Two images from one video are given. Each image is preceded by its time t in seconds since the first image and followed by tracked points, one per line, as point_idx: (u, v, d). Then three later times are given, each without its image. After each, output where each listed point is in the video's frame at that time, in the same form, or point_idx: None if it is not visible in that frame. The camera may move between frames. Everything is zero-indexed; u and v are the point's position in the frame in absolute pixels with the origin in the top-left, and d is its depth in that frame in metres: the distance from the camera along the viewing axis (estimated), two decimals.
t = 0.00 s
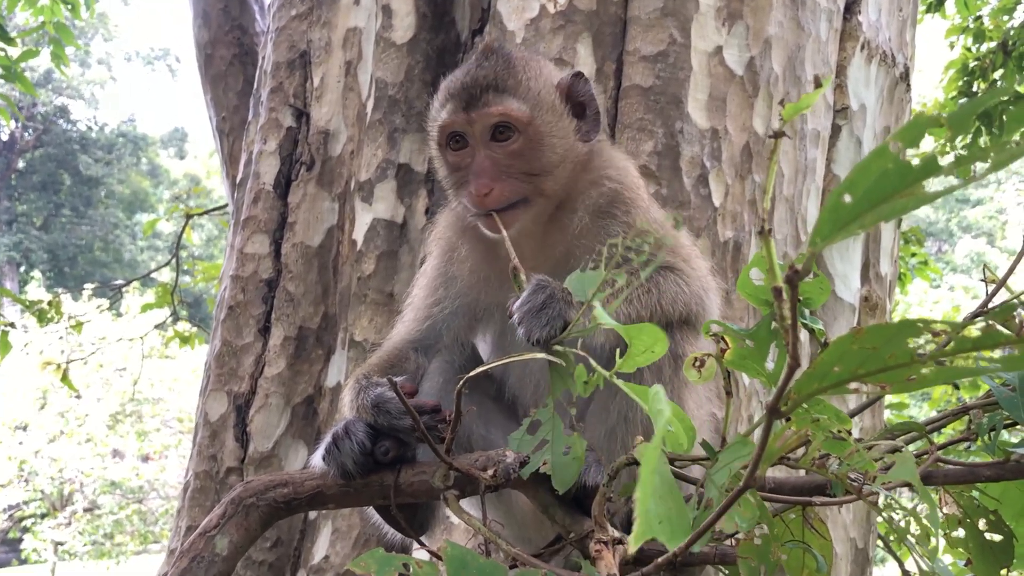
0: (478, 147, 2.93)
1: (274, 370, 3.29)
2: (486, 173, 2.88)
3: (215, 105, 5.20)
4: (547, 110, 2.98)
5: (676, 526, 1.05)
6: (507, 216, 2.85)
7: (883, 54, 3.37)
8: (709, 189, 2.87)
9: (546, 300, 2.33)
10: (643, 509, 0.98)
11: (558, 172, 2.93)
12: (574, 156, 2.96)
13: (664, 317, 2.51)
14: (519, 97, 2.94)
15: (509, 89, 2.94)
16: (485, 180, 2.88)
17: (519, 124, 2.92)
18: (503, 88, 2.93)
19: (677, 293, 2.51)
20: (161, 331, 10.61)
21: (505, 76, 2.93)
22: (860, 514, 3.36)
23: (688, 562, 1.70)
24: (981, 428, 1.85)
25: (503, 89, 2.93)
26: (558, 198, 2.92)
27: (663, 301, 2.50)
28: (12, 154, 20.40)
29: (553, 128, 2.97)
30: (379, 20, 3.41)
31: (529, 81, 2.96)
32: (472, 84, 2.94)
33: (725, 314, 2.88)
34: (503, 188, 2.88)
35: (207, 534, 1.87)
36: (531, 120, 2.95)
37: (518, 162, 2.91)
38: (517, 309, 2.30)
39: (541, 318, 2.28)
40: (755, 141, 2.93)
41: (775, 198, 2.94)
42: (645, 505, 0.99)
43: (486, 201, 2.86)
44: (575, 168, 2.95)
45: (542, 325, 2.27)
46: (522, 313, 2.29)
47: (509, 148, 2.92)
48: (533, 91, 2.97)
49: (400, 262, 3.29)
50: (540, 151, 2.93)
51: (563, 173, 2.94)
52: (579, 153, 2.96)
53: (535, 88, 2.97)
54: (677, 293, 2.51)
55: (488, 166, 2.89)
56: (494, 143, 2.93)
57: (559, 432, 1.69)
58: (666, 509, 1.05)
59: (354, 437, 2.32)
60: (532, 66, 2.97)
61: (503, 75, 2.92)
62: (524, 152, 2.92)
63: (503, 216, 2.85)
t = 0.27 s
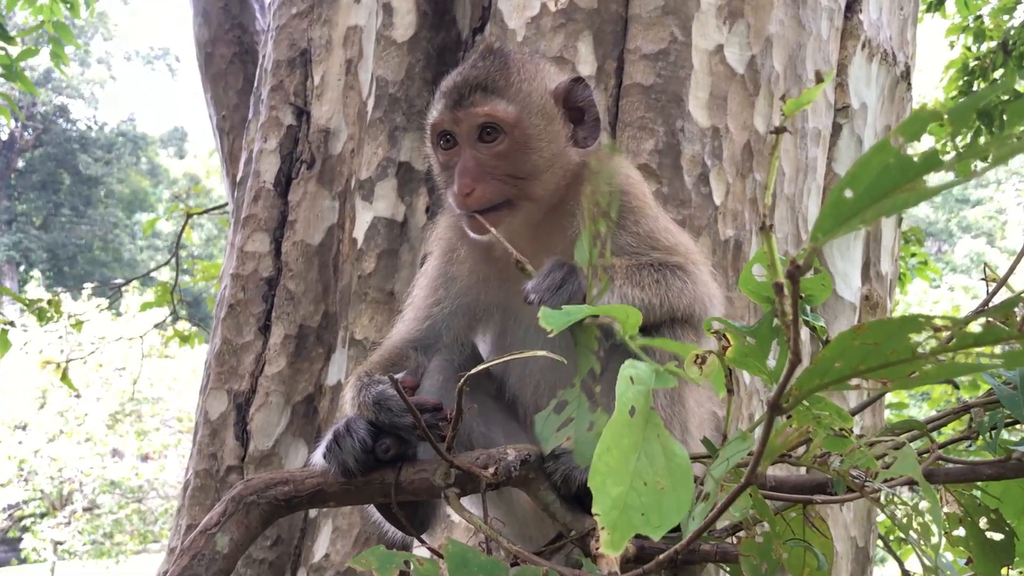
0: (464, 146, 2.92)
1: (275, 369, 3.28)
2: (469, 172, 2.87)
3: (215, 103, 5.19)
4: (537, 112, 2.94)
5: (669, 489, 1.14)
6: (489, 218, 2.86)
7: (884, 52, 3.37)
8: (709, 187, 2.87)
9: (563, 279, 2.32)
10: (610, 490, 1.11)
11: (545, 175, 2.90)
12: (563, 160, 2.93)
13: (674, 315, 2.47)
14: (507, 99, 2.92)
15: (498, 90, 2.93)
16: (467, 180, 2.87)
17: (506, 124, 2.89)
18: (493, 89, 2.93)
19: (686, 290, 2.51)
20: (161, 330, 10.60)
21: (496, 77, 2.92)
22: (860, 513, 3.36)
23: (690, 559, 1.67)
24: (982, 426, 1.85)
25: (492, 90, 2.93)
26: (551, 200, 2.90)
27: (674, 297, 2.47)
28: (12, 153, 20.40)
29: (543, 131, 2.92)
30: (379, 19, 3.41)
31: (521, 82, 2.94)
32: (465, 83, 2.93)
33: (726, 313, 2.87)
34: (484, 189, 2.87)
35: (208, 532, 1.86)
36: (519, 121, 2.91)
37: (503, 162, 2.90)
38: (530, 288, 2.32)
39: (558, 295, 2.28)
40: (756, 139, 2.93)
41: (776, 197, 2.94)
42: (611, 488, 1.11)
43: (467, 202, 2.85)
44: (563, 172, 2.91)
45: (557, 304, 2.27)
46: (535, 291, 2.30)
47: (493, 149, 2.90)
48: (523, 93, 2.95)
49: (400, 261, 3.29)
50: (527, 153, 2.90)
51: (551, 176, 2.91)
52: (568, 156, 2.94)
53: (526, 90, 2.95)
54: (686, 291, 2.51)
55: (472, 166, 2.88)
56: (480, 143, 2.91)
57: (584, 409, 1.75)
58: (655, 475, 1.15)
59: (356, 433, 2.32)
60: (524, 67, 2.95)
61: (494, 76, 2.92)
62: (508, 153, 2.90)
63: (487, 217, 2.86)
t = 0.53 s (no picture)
0: (461, 155, 2.97)
1: (277, 368, 3.29)
2: (462, 179, 2.90)
3: (217, 103, 5.20)
4: (536, 125, 2.94)
5: (691, 487, 1.16)
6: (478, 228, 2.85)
7: (885, 53, 3.38)
8: (711, 187, 2.87)
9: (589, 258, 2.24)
10: (627, 515, 1.17)
11: (539, 188, 2.93)
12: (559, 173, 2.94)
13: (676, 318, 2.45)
14: (506, 110, 2.93)
15: (497, 101, 2.94)
16: (460, 186, 2.89)
17: (502, 136, 2.93)
18: (492, 100, 2.95)
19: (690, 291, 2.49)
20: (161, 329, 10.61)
21: (496, 88, 2.94)
22: (861, 513, 3.37)
23: (693, 559, 1.70)
24: (983, 427, 1.86)
25: (490, 101, 2.95)
26: (548, 213, 2.93)
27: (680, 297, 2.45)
28: (12, 153, 20.43)
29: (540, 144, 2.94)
30: (382, 19, 3.42)
31: (522, 95, 2.93)
32: (466, 94, 2.97)
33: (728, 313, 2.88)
34: (475, 196, 2.89)
35: (213, 530, 1.87)
36: (516, 133, 2.94)
37: (497, 173, 2.93)
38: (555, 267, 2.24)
39: (584, 274, 2.20)
40: (758, 140, 2.94)
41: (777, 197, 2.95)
42: (628, 515, 1.17)
43: (459, 207, 2.87)
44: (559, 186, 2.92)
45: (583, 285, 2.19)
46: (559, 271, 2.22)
47: (488, 160, 2.94)
48: (524, 105, 2.94)
49: (403, 261, 3.30)
50: (522, 166, 2.93)
51: (546, 190, 2.93)
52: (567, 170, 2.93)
53: (527, 103, 2.93)
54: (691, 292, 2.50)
55: (466, 174, 2.92)
56: (475, 153, 2.96)
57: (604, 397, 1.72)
58: (674, 477, 1.16)
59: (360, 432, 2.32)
60: (526, 79, 2.93)
61: (494, 88, 2.94)
62: (503, 164, 2.94)
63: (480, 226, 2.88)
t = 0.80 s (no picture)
0: (462, 171, 3.00)
1: (280, 368, 3.30)
2: (464, 196, 2.88)
3: (220, 104, 5.21)
4: (538, 140, 2.99)
5: (693, 484, 1.17)
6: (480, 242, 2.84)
7: (887, 54, 3.38)
8: (713, 188, 2.87)
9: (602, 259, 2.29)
10: (629, 506, 1.17)
11: (542, 204, 2.95)
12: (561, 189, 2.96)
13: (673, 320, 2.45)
14: (508, 125, 2.98)
15: (499, 116, 3.00)
16: (462, 203, 2.86)
17: (504, 151, 2.96)
18: (495, 115, 3.00)
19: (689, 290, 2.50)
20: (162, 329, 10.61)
21: (499, 104, 2.99)
22: (862, 513, 3.37)
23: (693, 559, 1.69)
24: (983, 426, 1.87)
25: (493, 116, 3.00)
26: (551, 225, 2.96)
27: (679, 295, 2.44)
28: (14, 152, 20.47)
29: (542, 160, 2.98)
30: (384, 20, 3.43)
31: (525, 110, 2.99)
32: (468, 109, 3.02)
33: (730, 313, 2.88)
34: (477, 213, 2.87)
35: (216, 530, 1.87)
36: (518, 148, 2.98)
37: (500, 189, 2.95)
38: (571, 265, 2.29)
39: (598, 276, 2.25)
40: (760, 141, 2.94)
41: (779, 198, 2.95)
42: (629, 505, 1.17)
43: (461, 225, 2.82)
44: (561, 202, 2.95)
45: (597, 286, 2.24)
46: (574, 270, 2.27)
47: (491, 176, 2.97)
48: (527, 120, 2.99)
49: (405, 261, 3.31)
50: (524, 181, 2.97)
51: (549, 205, 2.95)
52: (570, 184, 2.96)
53: (530, 118, 2.98)
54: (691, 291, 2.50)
55: (468, 190, 2.92)
56: (477, 169, 2.99)
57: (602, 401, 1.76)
58: (678, 475, 1.18)
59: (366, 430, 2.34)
60: (529, 96, 2.99)
61: (496, 103, 3.00)
62: (505, 179, 2.97)
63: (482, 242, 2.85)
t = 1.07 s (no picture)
0: (460, 182, 2.96)
1: (281, 369, 3.31)
2: (462, 207, 2.85)
3: (220, 104, 5.22)
4: (537, 153, 2.95)
5: (696, 496, 1.19)
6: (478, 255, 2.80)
7: (887, 55, 3.38)
8: (713, 190, 2.88)
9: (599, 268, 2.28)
10: (634, 520, 1.18)
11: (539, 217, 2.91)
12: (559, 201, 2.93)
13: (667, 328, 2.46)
14: (507, 136, 2.95)
15: (498, 127, 2.96)
16: (458, 215, 2.83)
17: (503, 163, 2.92)
18: (494, 126, 2.96)
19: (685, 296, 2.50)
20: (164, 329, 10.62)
21: (498, 114, 2.96)
22: (863, 515, 3.37)
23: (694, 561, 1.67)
24: (984, 429, 1.87)
25: (492, 126, 2.96)
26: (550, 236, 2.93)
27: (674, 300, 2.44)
28: (16, 152, 20.51)
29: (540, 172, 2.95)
30: (385, 21, 3.44)
31: (525, 122, 2.95)
32: (468, 119, 2.99)
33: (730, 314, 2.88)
34: (474, 226, 2.82)
35: (216, 531, 1.88)
36: (516, 160, 2.94)
37: (498, 202, 2.91)
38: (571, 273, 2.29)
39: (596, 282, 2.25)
40: (760, 142, 2.95)
41: (779, 199, 2.95)
42: (635, 519, 1.18)
43: (458, 237, 2.80)
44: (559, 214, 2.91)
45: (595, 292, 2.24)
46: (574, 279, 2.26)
47: (489, 188, 2.93)
48: (526, 132, 2.95)
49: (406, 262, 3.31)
50: (522, 194, 2.92)
51: (547, 218, 2.92)
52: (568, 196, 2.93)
53: (529, 130, 2.95)
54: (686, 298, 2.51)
55: (465, 201, 2.88)
56: (476, 180, 2.95)
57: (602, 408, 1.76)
58: (683, 487, 1.20)
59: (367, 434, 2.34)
60: (529, 108, 2.96)
61: (496, 114, 2.96)
62: (503, 192, 2.93)
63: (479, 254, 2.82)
